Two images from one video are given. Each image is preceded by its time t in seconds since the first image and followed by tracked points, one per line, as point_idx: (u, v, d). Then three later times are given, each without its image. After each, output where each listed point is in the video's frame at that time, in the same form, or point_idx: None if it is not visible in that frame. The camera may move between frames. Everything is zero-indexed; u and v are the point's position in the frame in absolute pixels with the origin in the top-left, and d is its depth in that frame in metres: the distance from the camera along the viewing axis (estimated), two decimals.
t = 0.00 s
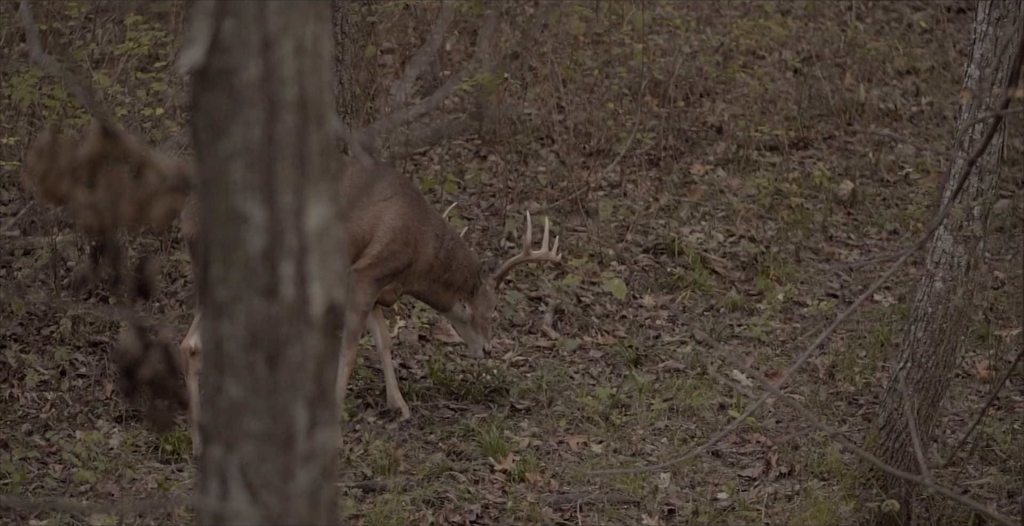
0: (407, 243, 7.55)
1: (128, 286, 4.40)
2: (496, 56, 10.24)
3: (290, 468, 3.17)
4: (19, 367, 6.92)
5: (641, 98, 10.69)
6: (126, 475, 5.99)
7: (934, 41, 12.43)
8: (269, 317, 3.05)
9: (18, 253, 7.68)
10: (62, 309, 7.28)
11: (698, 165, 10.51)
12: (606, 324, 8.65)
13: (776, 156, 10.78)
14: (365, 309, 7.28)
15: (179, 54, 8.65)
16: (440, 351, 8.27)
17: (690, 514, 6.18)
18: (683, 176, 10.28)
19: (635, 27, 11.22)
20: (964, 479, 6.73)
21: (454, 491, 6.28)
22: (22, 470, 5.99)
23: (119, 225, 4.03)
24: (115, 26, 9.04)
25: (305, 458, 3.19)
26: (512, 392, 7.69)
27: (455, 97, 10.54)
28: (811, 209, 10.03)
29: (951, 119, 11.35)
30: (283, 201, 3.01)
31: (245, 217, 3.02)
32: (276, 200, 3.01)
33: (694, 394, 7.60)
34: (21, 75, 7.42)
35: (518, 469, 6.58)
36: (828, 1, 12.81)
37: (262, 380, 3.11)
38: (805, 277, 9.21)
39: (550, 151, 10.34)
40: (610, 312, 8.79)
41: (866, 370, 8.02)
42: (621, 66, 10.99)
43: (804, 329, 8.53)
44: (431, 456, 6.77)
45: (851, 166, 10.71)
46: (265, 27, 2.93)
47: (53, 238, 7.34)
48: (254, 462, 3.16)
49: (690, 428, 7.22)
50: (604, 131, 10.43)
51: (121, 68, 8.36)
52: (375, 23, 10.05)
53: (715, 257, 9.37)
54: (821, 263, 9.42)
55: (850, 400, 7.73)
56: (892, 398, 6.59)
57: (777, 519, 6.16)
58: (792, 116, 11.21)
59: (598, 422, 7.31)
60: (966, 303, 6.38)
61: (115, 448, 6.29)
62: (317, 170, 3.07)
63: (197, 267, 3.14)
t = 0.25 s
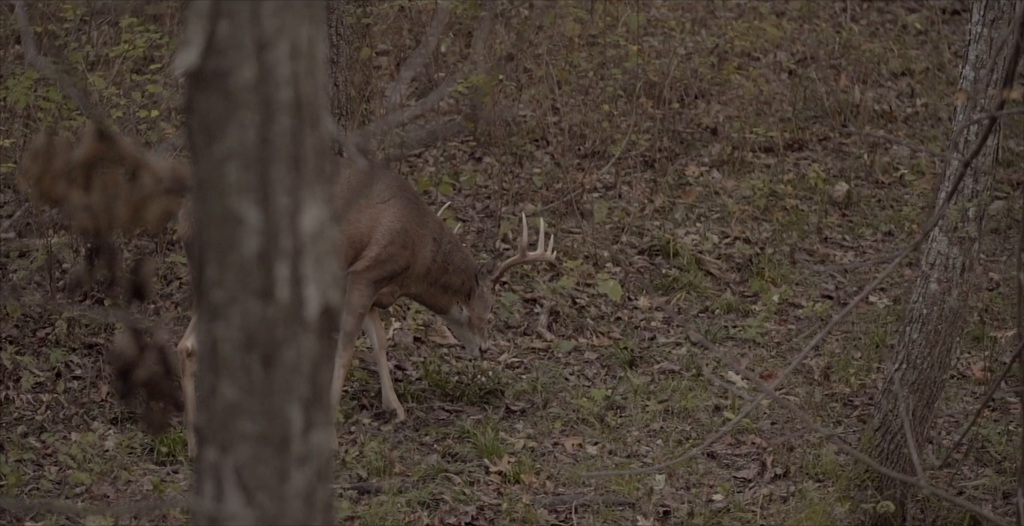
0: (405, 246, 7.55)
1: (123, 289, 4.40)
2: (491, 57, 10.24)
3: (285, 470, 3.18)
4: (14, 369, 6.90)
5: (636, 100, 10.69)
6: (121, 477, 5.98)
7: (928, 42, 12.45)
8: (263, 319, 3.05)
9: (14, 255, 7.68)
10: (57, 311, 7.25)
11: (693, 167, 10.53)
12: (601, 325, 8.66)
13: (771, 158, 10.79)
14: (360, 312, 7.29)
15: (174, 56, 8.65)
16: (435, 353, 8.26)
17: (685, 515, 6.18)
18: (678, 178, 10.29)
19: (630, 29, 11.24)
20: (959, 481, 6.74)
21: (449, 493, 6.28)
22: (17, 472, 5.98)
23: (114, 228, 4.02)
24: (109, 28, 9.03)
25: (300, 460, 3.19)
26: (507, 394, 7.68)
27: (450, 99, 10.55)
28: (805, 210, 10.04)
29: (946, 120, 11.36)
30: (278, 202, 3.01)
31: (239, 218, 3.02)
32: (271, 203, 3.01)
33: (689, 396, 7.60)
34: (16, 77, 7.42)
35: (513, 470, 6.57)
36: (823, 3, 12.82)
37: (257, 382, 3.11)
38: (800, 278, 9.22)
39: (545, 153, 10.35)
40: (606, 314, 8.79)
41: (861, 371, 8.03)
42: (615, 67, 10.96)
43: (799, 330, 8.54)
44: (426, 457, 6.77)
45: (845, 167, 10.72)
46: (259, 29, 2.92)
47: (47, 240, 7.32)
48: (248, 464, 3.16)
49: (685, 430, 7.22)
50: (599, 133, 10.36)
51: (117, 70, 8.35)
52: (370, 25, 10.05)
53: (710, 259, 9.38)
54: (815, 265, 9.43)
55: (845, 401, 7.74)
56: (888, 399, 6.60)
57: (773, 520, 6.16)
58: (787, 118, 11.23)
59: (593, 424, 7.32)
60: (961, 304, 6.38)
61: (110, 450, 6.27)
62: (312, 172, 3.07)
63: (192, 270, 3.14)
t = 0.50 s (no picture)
0: (406, 247, 7.53)
1: (120, 291, 4.39)
2: (488, 59, 10.25)
3: (283, 472, 3.18)
4: (12, 371, 6.90)
5: (633, 102, 10.69)
6: (118, 478, 5.98)
7: (925, 44, 12.47)
8: (260, 319, 3.05)
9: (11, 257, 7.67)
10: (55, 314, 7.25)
11: (690, 168, 10.55)
12: (598, 327, 8.66)
13: (768, 159, 10.80)
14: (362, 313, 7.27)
15: (171, 58, 8.64)
16: (432, 354, 8.26)
17: (683, 516, 6.18)
18: (675, 180, 10.29)
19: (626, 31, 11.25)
20: (956, 482, 6.75)
21: (447, 495, 6.28)
22: (15, 474, 5.98)
23: (112, 227, 4.01)
24: (107, 30, 9.03)
25: (298, 462, 3.19)
26: (504, 395, 7.69)
27: (446, 100, 10.56)
28: (802, 212, 10.04)
29: (943, 122, 11.36)
30: (275, 204, 3.01)
31: (236, 220, 3.01)
32: (268, 204, 3.01)
33: (686, 397, 7.61)
34: (13, 80, 7.42)
35: (510, 472, 6.57)
36: (820, 5, 12.84)
37: (255, 383, 3.11)
38: (796, 280, 9.22)
39: (541, 155, 10.36)
40: (603, 316, 8.80)
41: (858, 373, 8.04)
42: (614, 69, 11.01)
43: (796, 332, 8.55)
44: (423, 459, 6.77)
45: (842, 169, 10.72)
46: (256, 30, 2.92)
47: (45, 242, 7.32)
48: (246, 465, 3.16)
49: (682, 431, 7.23)
50: (597, 135, 10.38)
51: (114, 72, 8.35)
52: (367, 27, 10.06)
53: (706, 260, 9.39)
54: (812, 266, 9.44)
55: (842, 403, 7.74)
56: (884, 401, 6.61)
57: (770, 522, 6.16)
58: (784, 119, 11.24)
59: (590, 425, 7.32)
60: (958, 305, 6.38)
61: (108, 452, 6.27)
62: (309, 173, 3.06)
63: (190, 271, 3.14)
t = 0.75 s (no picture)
0: (409, 248, 7.53)
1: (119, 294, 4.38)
2: (486, 61, 10.25)
3: (282, 474, 3.18)
4: (10, 374, 6.89)
5: (631, 103, 10.69)
6: (117, 480, 5.97)
7: (923, 46, 12.47)
8: (259, 322, 3.05)
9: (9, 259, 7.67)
10: (53, 315, 7.25)
11: (689, 170, 10.56)
12: (596, 329, 8.66)
13: (766, 161, 10.79)
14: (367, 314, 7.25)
15: (169, 60, 8.64)
16: (430, 356, 8.26)
17: (681, 518, 6.18)
18: (673, 181, 10.30)
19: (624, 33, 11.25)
20: (954, 484, 6.76)
21: (445, 497, 6.28)
22: (13, 476, 5.97)
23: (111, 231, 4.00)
24: (105, 32, 9.02)
25: (296, 464, 3.20)
26: (503, 397, 7.68)
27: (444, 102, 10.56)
28: (800, 213, 10.04)
29: (941, 123, 11.36)
30: (273, 206, 3.01)
31: (235, 222, 3.01)
32: (266, 207, 3.01)
33: (684, 399, 7.61)
34: (11, 82, 7.41)
35: (508, 474, 6.57)
36: (818, 7, 12.84)
37: (253, 385, 3.11)
38: (794, 282, 9.22)
39: (539, 156, 10.36)
40: (601, 317, 8.80)
41: (856, 375, 8.04)
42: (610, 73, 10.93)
43: (794, 334, 8.55)
44: (422, 461, 6.76)
45: (840, 171, 10.72)
46: (254, 32, 2.92)
47: (43, 244, 7.32)
48: (245, 468, 3.16)
49: (680, 434, 7.23)
50: (595, 136, 10.41)
51: (112, 74, 8.35)
52: (365, 29, 10.06)
53: (704, 262, 9.39)
54: (811, 268, 9.44)
55: (840, 404, 7.74)
56: (883, 403, 6.61)
57: (769, 523, 6.16)
58: (782, 121, 11.24)
59: (588, 427, 7.32)
60: (956, 307, 6.39)
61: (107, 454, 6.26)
62: (307, 176, 3.07)
63: (187, 274, 3.14)
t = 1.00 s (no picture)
0: (414, 249, 7.54)
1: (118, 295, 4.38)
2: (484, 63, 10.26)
3: (280, 475, 3.18)
4: (9, 375, 6.89)
5: (630, 105, 10.69)
6: (116, 482, 5.97)
7: (922, 47, 12.47)
8: (258, 324, 3.05)
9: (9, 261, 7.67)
10: (53, 317, 7.25)
11: (688, 172, 10.56)
12: (595, 330, 8.66)
13: (765, 163, 10.79)
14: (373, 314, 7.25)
15: (168, 62, 8.64)
16: (430, 358, 8.25)
17: (680, 520, 6.18)
18: (672, 183, 10.30)
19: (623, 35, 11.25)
20: (954, 486, 6.76)
21: (445, 498, 6.28)
22: (13, 478, 5.97)
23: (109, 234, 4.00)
24: (104, 34, 9.02)
25: (295, 465, 3.20)
26: (502, 399, 7.68)
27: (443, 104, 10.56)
28: (800, 215, 10.04)
29: (940, 125, 11.36)
30: (273, 208, 3.01)
31: (234, 224, 3.01)
32: (266, 209, 3.01)
33: (683, 401, 7.60)
34: (11, 84, 7.41)
35: (508, 476, 6.57)
36: (817, 8, 12.84)
37: (252, 387, 3.11)
38: (793, 283, 9.22)
39: (538, 158, 10.36)
40: (600, 319, 8.81)
41: (855, 376, 8.03)
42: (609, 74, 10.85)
43: (794, 336, 8.56)
44: (421, 463, 6.76)
45: (839, 173, 10.72)
46: (253, 35, 2.92)
47: (42, 246, 7.32)
48: (244, 470, 3.16)
49: (679, 436, 7.23)
50: (594, 138, 10.43)
51: (111, 77, 8.35)
52: (364, 31, 10.05)
53: (704, 264, 9.39)
54: (810, 270, 9.44)
55: (840, 406, 7.74)
56: (882, 405, 6.61)
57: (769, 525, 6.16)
58: (782, 122, 11.24)
59: (587, 429, 7.32)
60: (955, 309, 6.39)
61: (106, 456, 6.26)
62: (307, 178, 3.07)
63: (186, 276, 3.14)
